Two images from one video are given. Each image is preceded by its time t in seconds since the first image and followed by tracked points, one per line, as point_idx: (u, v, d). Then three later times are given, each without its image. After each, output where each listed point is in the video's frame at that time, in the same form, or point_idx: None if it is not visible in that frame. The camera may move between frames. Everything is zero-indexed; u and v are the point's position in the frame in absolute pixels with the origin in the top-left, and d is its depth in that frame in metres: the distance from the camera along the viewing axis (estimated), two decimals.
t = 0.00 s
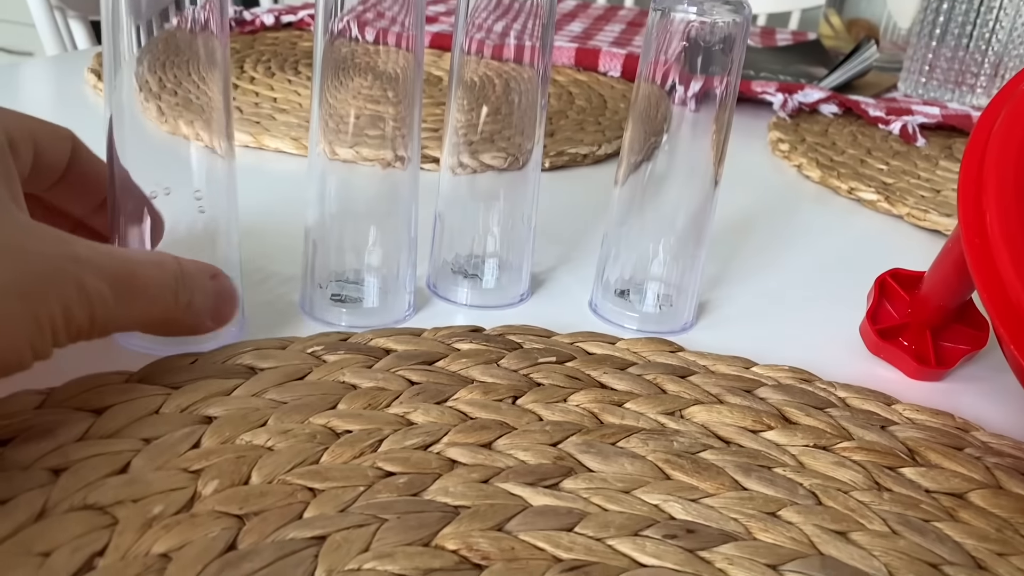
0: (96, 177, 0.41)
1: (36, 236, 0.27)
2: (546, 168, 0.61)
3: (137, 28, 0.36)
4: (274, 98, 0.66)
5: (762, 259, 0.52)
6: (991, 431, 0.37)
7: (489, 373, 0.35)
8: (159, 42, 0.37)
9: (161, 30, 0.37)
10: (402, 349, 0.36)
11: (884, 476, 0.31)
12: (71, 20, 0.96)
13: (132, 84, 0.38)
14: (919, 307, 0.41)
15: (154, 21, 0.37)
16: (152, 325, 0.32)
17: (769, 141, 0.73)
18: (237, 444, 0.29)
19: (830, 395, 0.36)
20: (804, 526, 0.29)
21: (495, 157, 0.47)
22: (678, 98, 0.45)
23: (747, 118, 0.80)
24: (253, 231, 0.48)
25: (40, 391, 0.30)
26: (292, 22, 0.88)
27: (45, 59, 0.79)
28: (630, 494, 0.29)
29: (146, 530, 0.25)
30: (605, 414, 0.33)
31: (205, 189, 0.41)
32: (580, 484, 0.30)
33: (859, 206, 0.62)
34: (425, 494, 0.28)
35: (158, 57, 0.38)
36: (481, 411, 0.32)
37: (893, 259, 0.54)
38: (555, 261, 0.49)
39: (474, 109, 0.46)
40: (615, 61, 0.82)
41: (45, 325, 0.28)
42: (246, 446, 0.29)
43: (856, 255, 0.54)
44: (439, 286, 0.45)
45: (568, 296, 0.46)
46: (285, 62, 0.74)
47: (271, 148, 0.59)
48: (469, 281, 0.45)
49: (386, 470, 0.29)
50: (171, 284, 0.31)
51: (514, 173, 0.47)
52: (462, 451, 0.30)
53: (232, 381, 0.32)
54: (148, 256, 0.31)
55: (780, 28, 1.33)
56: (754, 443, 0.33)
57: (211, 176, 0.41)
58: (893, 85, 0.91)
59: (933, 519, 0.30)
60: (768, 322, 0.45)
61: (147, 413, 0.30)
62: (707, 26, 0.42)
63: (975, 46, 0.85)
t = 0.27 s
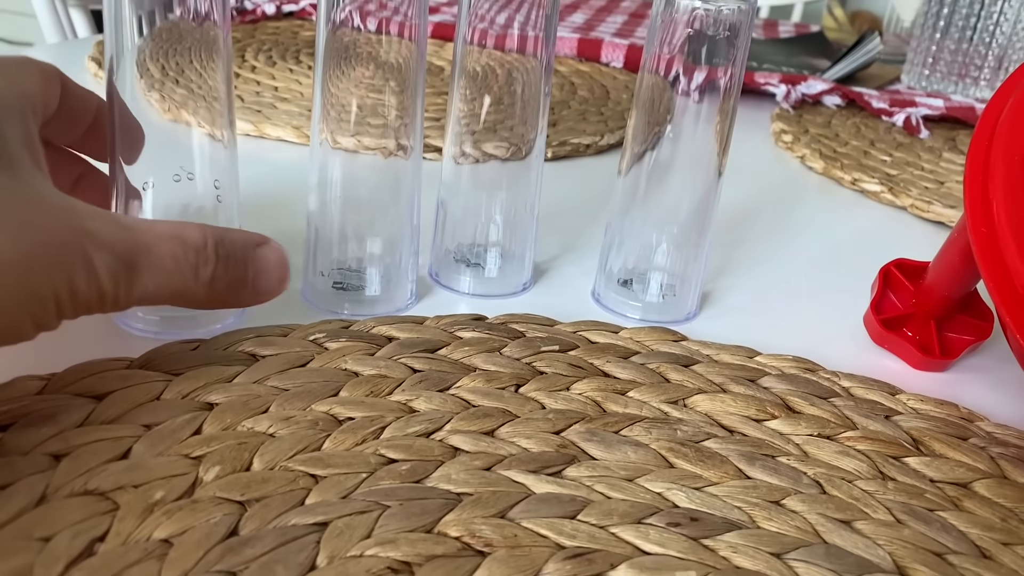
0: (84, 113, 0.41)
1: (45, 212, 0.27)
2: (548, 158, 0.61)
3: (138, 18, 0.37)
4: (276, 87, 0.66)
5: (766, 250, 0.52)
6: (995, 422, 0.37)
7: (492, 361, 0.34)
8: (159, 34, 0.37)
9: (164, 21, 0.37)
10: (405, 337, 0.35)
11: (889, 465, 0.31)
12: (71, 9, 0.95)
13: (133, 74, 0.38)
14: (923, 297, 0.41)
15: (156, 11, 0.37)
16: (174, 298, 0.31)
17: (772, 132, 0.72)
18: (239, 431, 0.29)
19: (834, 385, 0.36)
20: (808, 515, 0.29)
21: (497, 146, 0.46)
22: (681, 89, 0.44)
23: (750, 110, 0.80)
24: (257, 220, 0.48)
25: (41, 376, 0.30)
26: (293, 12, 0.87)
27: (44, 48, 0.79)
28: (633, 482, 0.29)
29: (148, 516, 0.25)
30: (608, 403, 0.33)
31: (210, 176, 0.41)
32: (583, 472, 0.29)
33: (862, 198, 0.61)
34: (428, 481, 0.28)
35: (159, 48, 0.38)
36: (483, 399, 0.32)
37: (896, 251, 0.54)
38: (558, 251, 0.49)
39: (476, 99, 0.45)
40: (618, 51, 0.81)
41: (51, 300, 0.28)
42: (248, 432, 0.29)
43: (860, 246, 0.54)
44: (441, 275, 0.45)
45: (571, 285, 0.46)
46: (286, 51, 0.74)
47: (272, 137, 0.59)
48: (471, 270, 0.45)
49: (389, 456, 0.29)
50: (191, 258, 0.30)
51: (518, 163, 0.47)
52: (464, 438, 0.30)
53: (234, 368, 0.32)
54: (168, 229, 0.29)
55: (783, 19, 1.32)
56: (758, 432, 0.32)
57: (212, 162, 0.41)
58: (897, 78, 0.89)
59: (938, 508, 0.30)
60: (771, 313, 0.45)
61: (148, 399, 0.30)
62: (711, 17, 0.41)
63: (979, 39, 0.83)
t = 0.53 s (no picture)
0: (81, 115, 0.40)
1: (53, 199, 0.28)
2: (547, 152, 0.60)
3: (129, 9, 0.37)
4: (274, 81, 0.65)
5: (764, 245, 0.52)
6: (993, 418, 0.36)
7: (489, 356, 0.34)
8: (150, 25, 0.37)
9: (155, 13, 0.37)
10: (401, 332, 0.35)
11: (886, 462, 0.31)
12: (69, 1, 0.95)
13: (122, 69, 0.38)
14: (922, 293, 0.41)
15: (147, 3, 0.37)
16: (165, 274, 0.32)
17: (772, 127, 0.72)
18: (234, 426, 0.29)
19: (831, 381, 0.36)
20: (805, 511, 0.29)
21: (496, 141, 0.46)
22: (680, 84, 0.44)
23: (750, 105, 0.79)
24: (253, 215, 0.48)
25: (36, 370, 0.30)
26: (292, 5, 0.86)
27: (42, 40, 0.79)
28: (630, 478, 0.29)
29: (143, 510, 0.25)
30: (605, 399, 0.33)
31: (200, 170, 0.40)
32: (580, 468, 0.29)
33: (862, 193, 0.61)
34: (424, 476, 0.28)
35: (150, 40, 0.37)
36: (480, 394, 0.32)
37: (894, 247, 0.54)
38: (556, 245, 0.49)
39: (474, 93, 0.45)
40: (617, 46, 0.81)
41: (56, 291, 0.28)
42: (243, 427, 0.29)
43: (859, 242, 0.54)
44: (439, 269, 0.45)
45: (569, 280, 0.46)
46: (284, 45, 0.73)
47: (270, 131, 0.58)
48: (469, 265, 0.45)
49: (385, 452, 0.29)
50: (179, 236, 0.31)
51: (516, 159, 0.47)
52: (461, 434, 0.30)
53: (230, 363, 0.32)
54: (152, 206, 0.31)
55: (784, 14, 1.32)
56: (755, 428, 0.32)
57: (201, 155, 0.40)
58: (897, 74, 0.89)
59: (934, 505, 0.30)
60: (769, 308, 0.45)
61: (144, 394, 0.29)
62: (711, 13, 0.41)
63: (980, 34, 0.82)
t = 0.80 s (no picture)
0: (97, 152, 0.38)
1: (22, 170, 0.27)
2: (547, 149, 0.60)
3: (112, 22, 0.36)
4: (274, 77, 0.65)
5: (764, 243, 0.52)
6: (992, 416, 0.37)
7: (489, 353, 0.34)
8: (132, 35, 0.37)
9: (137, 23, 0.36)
10: (402, 329, 0.35)
11: (885, 460, 0.31)
12: None
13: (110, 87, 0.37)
14: (922, 291, 0.41)
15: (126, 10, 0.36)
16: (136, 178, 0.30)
17: (772, 125, 0.72)
18: (235, 422, 0.29)
19: (830, 378, 0.36)
20: (804, 509, 0.29)
21: (496, 138, 0.46)
22: (680, 81, 0.44)
23: (750, 102, 0.79)
24: (253, 212, 0.48)
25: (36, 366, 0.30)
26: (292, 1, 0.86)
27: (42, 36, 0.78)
28: (629, 475, 0.29)
29: (144, 507, 0.25)
30: (604, 396, 0.33)
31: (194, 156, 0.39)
32: (580, 465, 0.30)
33: (861, 191, 0.61)
34: (424, 474, 0.28)
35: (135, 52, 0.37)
36: (481, 391, 0.32)
37: (895, 246, 0.54)
38: (556, 242, 0.49)
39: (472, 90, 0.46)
40: (618, 43, 0.81)
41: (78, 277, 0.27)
42: (244, 424, 0.29)
43: (859, 240, 0.54)
44: (439, 266, 0.45)
45: (569, 278, 0.46)
46: (284, 41, 0.73)
47: (270, 128, 0.58)
48: (470, 262, 0.45)
49: (385, 449, 0.29)
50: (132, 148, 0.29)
51: (516, 155, 0.47)
52: (461, 431, 0.30)
53: (230, 360, 0.32)
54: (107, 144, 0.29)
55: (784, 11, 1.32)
56: (754, 425, 0.32)
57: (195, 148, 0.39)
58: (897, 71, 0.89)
59: (933, 503, 0.30)
60: (767, 306, 0.45)
61: (145, 390, 0.29)
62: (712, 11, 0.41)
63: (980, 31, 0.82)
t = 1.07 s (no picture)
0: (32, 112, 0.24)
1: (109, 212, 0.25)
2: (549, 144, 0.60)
3: None
4: (276, 71, 0.65)
5: (766, 237, 0.52)
6: (995, 409, 0.37)
7: (492, 345, 0.34)
8: None
9: None
10: (405, 319, 0.35)
11: (888, 451, 0.31)
12: None
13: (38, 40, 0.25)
14: (924, 284, 0.41)
15: None
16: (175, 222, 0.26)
17: (773, 120, 0.72)
18: (239, 412, 0.29)
19: (834, 370, 0.36)
20: (808, 499, 0.29)
21: (498, 132, 0.46)
22: (683, 76, 0.44)
23: (752, 98, 0.79)
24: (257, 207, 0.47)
25: (40, 356, 0.30)
26: None
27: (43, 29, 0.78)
28: (633, 466, 0.29)
29: (149, 495, 0.25)
30: (608, 387, 0.33)
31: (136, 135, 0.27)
32: (584, 455, 0.30)
33: (864, 186, 0.61)
34: (429, 463, 0.28)
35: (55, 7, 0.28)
36: (484, 382, 0.32)
37: (897, 240, 0.54)
38: (559, 236, 0.49)
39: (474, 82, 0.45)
40: (619, 38, 0.81)
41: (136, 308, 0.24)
42: (249, 413, 0.29)
43: (861, 234, 0.54)
44: (441, 259, 0.45)
45: (572, 271, 0.46)
46: (285, 36, 0.73)
47: (272, 121, 0.58)
48: (472, 255, 0.45)
49: (389, 439, 0.29)
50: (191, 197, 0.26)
51: (519, 149, 0.47)
52: (465, 421, 0.30)
53: (234, 350, 0.32)
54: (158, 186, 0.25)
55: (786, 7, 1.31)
56: (758, 417, 0.32)
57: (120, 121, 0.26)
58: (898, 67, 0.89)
59: (937, 494, 0.30)
60: (770, 299, 0.45)
61: (149, 380, 0.29)
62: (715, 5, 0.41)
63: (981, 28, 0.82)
